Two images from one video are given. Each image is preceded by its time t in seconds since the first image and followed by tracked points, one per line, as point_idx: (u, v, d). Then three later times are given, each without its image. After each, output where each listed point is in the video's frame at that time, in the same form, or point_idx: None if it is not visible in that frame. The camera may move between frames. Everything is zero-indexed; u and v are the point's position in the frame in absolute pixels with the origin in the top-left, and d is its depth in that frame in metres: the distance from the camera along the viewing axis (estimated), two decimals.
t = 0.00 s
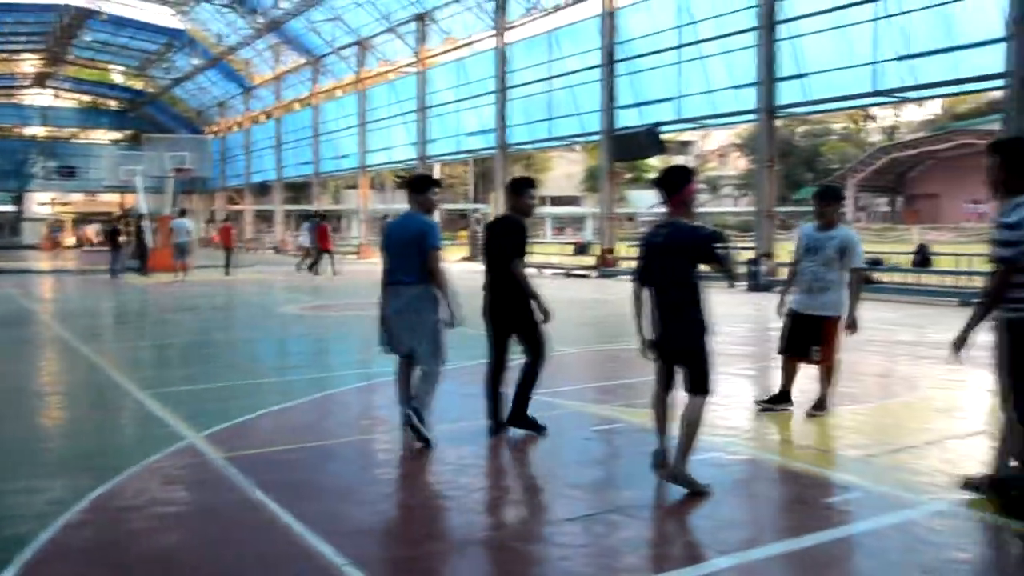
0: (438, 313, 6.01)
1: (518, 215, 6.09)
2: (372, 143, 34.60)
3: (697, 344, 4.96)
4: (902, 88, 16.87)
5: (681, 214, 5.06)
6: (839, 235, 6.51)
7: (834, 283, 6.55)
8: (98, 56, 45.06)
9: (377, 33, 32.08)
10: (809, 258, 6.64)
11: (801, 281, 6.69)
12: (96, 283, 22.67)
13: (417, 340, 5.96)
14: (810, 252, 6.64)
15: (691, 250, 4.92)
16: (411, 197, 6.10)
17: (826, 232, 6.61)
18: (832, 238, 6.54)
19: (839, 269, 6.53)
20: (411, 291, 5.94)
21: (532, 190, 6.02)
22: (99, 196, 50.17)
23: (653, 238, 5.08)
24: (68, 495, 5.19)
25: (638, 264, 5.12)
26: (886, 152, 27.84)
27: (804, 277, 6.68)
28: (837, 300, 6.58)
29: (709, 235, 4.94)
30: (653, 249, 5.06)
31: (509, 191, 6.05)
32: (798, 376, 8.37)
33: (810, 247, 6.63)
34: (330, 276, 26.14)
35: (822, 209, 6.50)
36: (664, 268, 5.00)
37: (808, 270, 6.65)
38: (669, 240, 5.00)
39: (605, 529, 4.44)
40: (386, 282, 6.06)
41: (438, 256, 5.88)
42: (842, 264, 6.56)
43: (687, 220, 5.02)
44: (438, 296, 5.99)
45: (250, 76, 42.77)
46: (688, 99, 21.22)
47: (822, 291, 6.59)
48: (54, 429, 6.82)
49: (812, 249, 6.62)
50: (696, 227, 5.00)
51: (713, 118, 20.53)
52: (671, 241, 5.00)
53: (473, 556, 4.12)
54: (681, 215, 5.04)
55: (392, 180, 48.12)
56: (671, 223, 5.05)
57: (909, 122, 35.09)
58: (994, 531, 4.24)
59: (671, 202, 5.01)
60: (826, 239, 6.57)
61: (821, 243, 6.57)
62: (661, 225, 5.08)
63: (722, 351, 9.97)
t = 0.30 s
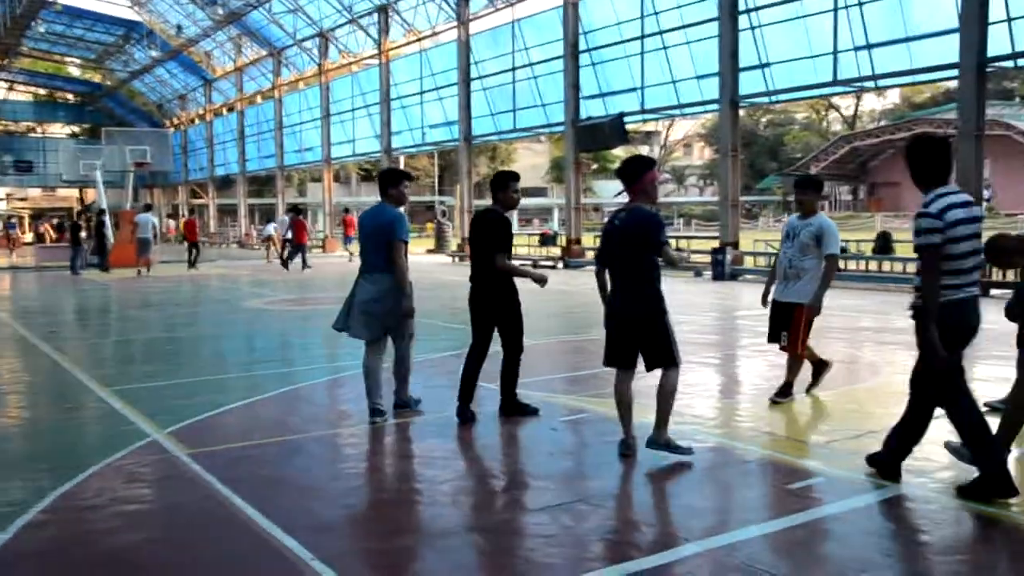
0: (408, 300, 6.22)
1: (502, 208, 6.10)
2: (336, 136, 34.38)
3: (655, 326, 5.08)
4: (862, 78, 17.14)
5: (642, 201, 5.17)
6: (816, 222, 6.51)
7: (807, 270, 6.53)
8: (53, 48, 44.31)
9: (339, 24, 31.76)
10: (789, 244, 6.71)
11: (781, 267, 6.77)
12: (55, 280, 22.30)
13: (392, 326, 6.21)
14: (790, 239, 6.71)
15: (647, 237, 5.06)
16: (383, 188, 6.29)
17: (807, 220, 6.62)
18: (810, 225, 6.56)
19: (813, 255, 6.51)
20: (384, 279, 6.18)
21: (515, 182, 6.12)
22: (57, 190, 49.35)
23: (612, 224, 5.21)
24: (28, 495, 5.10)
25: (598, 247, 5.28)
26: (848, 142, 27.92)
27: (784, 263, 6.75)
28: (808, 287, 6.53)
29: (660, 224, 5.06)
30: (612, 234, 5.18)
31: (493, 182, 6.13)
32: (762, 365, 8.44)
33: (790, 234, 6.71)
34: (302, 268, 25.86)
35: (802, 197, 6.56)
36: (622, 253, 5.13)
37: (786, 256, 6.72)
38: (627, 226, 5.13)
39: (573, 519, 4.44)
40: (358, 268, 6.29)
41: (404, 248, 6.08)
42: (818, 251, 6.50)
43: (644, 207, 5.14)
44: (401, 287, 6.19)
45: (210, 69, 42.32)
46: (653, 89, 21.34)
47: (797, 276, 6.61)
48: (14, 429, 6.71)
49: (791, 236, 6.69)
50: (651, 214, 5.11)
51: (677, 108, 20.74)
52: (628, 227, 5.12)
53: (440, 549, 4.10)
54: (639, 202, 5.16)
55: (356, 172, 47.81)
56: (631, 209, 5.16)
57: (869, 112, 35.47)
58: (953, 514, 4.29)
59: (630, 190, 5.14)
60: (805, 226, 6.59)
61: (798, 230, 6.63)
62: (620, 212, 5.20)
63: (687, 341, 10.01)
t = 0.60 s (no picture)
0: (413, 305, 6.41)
1: (507, 213, 6.32)
2: (320, 142, 34.33)
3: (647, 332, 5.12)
4: (843, 86, 17.30)
5: (635, 209, 5.20)
6: (817, 229, 6.52)
7: (814, 278, 6.59)
8: (34, 53, 44.08)
9: (323, 30, 31.72)
10: (793, 253, 6.75)
11: (788, 276, 6.79)
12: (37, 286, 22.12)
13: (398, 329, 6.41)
14: (794, 247, 6.75)
15: (641, 245, 5.08)
16: (386, 198, 6.50)
17: (807, 229, 6.68)
18: (811, 232, 6.59)
19: (817, 262, 6.54)
20: (390, 284, 6.37)
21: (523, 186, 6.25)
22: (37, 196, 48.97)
23: (606, 230, 5.23)
24: (10, 504, 5.06)
25: (584, 253, 5.31)
26: (829, 149, 28.00)
27: (791, 271, 6.78)
28: (810, 294, 6.62)
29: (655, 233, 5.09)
30: (606, 240, 5.18)
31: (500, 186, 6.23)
32: (746, 370, 8.48)
33: (794, 243, 6.74)
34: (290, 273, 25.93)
35: (802, 207, 6.65)
36: (614, 260, 5.15)
37: (792, 264, 6.74)
38: (622, 233, 5.14)
39: (559, 525, 4.43)
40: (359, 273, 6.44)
41: (410, 255, 6.29)
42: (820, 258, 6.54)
43: (637, 217, 5.16)
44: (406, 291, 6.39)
45: (193, 74, 42.21)
46: (638, 95, 21.44)
47: (805, 285, 6.66)
48: None
49: (794, 245, 6.74)
50: (646, 224, 5.14)
51: (661, 115, 20.88)
52: (622, 235, 5.14)
53: (426, 556, 4.10)
54: (631, 210, 5.19)
55: (340, 178, 47.75)
56: (625, 216, 5.19)
57: (851, 119, 35.78)
58: (936, 517, 4.33)
59: (622, 199, 5.17)
60: (806, 234, 6.64)
61: (800, 238, 6.67)
62: (612, 219, 5.23)
63: (673, 347, 10.04)
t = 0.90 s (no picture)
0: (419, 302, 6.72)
1: (516, 210, 6.38)
2: (314, 142, 34.31)
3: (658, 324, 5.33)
4: (836, 83, 17.36)
5: (648, 208, 5.39)
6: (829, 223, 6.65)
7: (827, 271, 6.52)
8: (25, 53, 43.94)
9: (316, 29, 31.68)
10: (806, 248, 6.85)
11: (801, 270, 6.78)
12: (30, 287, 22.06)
13: (400, 325, 6.62)
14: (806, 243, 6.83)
15: (652, 242, 5.28)
16: (393, 198, 6.77)
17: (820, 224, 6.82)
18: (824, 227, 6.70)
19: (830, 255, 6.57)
20: (406, 278, 6.64)
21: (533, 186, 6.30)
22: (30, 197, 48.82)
23: (618, 228, 5.43)
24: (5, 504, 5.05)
25: (598, 250, 5.50)
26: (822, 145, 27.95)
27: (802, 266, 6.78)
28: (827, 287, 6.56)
29: (664, 231, 5.26)
30: (617, 238, 5.41)
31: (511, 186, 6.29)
32: (741, 367, 8.50)
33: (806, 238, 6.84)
34: (287, 274, 26.08)
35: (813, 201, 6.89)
36: (623, 256, 5.38)
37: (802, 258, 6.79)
38: (630, 231, 5.35)
39: (554, 523, 4.43)
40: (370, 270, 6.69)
41: (419, 250, 6.56)
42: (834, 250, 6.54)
43: (648, 215, 5.36)
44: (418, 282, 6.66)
45: (186, 74, 42.12)
46: (631, 93, 21.47)
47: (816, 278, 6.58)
48: None
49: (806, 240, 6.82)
50: (656, 223, 5.31)
51: (654, 113, 20.92)
52: (632, 234, 5.35)
53: (422, 554, 4.10)
54: (643, 209, 5.38)
55: (333, 177, 47.74)
56: (636, 214, 5.40)
57: (844, 116, 35.88)
58: (930, 514, 4.33)
59: (633, 198, 5.37)
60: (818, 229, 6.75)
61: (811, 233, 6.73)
62: (624, 217, 5.44)
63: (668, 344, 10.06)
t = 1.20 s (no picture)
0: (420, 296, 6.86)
1: (521, 211, 6.36)
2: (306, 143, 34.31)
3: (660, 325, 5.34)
4: (828, 84, 17.37)
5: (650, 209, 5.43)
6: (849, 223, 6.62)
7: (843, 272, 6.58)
8: (16, 53, 43.82)
9: (308, 30, 31.63)
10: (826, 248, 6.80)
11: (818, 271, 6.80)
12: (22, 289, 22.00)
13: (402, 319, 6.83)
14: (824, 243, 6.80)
15: (657, 242, 5.30)
16: (401, 195, 6.85)
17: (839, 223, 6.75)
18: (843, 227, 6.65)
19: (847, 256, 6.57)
20: (410, 275, 6.83)
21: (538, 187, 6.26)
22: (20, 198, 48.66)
23: (620, 229, 5.45)
24: None
25: (601, 253, 5.54)
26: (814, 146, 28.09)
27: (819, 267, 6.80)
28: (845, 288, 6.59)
29: (669, 232, 5.27)
30: (621, 239, 5.43)
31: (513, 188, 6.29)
32: (733, 368, 8.52)
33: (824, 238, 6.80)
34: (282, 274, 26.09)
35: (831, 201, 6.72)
36: (625, 259, 5.40)
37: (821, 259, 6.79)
38: (633, 233, 5.38)
39: (546, 524, 4.43)
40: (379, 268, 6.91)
41: (421, 249, 6.69)
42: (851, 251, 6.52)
43: (652, 216, 5.38)
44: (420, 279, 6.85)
45: (178, 75, 42.04)
46: (624, 94, 21.52)
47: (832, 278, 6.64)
48: None
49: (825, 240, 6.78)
50: (658, 224, 5.34)
51: (647, 114, 20.95)
52: (635, 235, 5.37)
53: (413, 555, 4.09)
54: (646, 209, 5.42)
55: (326, 178, 47.77)
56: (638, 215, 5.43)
57: (836, 117, 36.05)
58: (921, 514, 4.34)
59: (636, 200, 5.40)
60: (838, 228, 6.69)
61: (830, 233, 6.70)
62: (626, 218, 5.47)
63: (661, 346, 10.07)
